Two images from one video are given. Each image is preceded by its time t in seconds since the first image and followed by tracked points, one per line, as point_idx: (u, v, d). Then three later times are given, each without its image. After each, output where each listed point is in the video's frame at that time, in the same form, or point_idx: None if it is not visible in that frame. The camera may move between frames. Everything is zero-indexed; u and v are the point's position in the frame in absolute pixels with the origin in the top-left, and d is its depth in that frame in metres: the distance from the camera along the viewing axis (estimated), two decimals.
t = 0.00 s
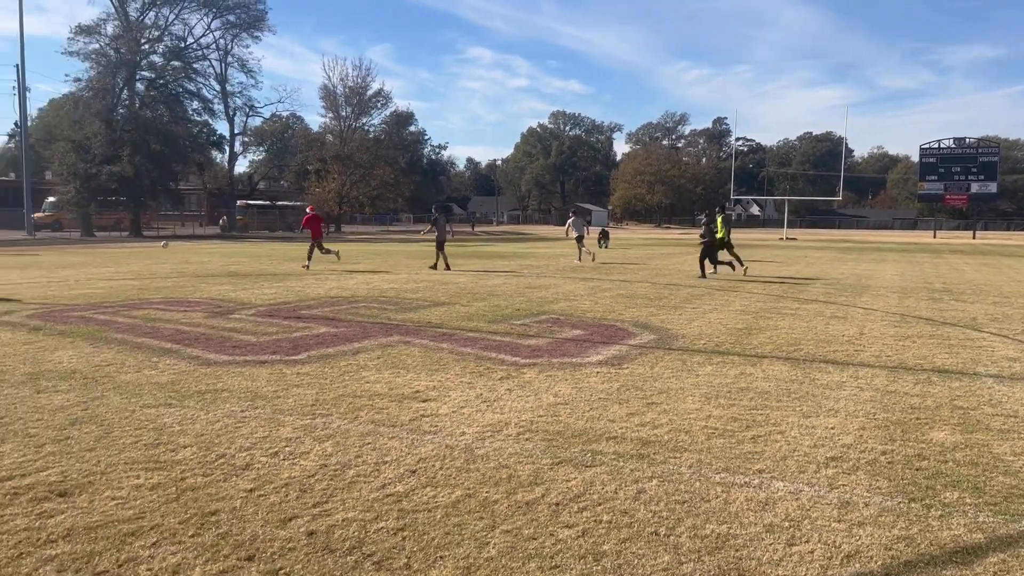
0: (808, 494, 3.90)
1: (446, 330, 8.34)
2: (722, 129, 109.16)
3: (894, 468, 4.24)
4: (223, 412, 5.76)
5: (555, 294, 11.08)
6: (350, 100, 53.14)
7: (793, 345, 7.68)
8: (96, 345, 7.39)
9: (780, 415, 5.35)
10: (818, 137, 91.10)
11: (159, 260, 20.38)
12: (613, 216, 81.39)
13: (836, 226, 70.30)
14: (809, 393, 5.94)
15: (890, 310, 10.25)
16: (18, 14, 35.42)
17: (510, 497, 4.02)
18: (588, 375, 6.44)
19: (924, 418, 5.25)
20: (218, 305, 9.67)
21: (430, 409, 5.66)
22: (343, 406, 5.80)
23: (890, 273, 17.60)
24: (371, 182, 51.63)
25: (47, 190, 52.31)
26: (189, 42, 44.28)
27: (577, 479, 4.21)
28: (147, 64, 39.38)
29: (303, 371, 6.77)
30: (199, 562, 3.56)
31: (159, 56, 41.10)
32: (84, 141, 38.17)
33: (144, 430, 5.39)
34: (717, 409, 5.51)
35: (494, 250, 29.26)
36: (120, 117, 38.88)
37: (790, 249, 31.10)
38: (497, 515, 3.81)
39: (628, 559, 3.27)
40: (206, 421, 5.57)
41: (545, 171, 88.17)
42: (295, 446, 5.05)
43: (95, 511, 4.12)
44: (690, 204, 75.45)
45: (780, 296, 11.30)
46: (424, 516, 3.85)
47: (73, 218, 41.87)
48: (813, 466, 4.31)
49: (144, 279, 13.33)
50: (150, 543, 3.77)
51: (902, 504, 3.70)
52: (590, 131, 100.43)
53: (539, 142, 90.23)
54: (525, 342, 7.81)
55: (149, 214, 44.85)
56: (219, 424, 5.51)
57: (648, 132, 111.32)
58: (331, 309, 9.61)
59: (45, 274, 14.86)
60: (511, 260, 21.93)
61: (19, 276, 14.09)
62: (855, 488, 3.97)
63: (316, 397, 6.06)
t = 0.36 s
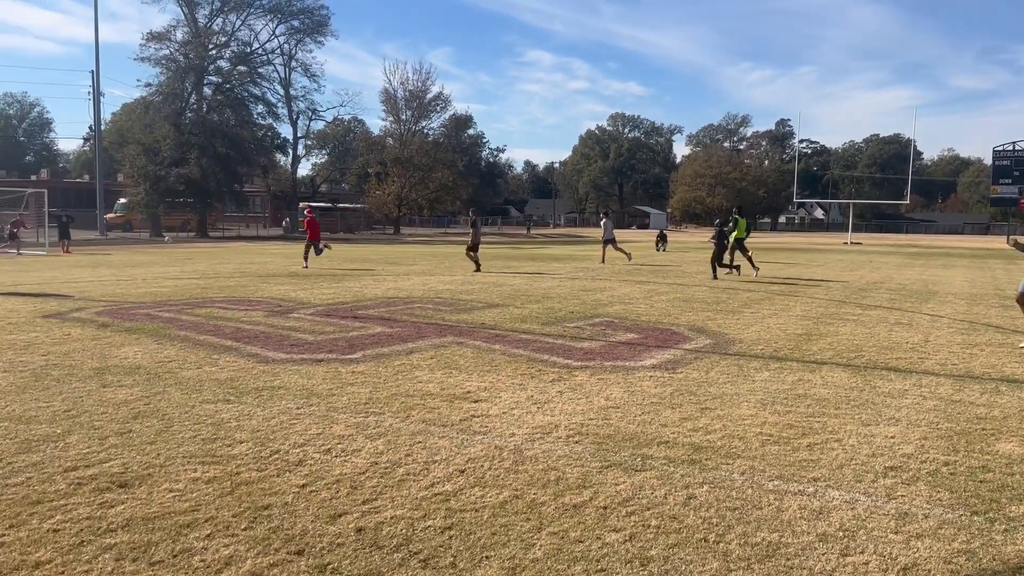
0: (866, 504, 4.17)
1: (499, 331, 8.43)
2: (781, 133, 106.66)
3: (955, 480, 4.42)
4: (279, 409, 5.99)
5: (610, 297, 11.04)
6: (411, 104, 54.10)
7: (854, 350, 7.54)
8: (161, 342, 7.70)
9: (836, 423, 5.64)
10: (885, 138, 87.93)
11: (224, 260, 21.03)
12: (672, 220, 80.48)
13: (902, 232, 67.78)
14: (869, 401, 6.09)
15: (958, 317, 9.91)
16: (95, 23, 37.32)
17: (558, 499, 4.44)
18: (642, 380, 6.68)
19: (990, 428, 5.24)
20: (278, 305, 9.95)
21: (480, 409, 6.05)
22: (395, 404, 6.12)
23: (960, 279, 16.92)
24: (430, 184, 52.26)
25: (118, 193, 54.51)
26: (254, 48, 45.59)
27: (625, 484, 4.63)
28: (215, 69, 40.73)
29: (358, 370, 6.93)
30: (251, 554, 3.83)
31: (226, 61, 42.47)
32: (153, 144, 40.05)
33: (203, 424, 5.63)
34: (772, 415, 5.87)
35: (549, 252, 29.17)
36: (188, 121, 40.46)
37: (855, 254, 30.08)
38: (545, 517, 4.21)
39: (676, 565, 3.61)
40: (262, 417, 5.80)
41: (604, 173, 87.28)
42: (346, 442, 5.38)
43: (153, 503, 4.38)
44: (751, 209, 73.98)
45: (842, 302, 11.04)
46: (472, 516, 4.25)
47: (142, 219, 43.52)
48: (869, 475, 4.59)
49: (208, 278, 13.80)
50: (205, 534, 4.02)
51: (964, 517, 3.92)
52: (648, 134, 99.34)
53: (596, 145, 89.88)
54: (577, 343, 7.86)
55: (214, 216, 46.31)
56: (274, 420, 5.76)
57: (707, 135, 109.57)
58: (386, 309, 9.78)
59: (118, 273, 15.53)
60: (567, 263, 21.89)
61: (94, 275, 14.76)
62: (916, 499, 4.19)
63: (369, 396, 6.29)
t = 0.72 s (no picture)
0: (905, 518, 4.23)
1: (532, 338, 8.41)
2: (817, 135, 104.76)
3: (998, 494, 4.47)
4: (313, 414, 6.05)
5: (644, 304, 10.97)
6: (445, 110, 54.41)
7: (894, 360, 7.38)
8: (200, 346, 7.83)
9: (875, 435, 5.55)
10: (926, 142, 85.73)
11: (261, 265, 21.31)
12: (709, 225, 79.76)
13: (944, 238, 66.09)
14: (909, 413, 5.96)
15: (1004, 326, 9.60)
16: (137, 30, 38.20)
17: (590, 508, 4.42)
18: (676, 389, 6.60)
19: None
20: (314, 310, 10.07)
21: (513, 416, 6.05)
22: (428, 411, 6.14)
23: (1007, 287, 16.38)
24: (465, 190, 52.24)
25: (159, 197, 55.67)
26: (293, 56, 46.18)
27: (658, 495, 4.60)
28: (253, 77, 41.28)
29: (391, 376, 6.97)
30: (285, 559, 3.87)
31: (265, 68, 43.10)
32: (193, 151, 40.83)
33: (238, 429, 5.72)
34: (809, 426, 5.78)
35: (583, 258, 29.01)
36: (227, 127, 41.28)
37: (895, 261, 29.46)
38: (577, 527, 4.21)
39: None
40: (296, 422, 5.86)
41: (638, 178, 86.81)
42: (379, 449, 5.41)
43: (188, 507, 4.46)
44: (789, 215, 72.81)
45: (882, 310, 10.79)
46: (503, 524, 4.24)
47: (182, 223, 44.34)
48: (909, 489, 4.61)
49: (246, 283, 14.01)
50: (240, 539, 4.08)
51: (1006, 533, 3.99)
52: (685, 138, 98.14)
53: (631, 150, 89.44)
54: (611, 351, 7.81)
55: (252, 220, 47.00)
56: (309, 425, 5.82)
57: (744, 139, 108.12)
58: (420, 315, 9.81)
59: (159, 278, 15.84)
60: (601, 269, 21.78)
61: (136, 280, 15.06)
62: (956, 513, 4.26)
63: (402, 402, 6.32)
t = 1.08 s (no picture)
0: (930, 528, 4.17)
1: (551, 345, 8.39)
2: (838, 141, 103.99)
3: None
4: (333, 420, 6.06)
5: (665, 311, 10.92)
6: (465, 117, 54.58)
7: (918, 367, 7.30)
8: (221, 352, 7.88)
9: (899, 444, 5.48)
10: (949, 148, 84.74)
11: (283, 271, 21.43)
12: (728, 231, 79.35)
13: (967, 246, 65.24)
14: (935, 421, 5.88)
15: None
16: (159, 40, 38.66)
17: (612, 516, 4.39)
18: (697, 397, 6.55)
19: None
20: (335, 316, 10.11)
21: (533, 423, 6.03)
22: (448, 417, 6.14)
23: None
24: (485, 198, 52.15)
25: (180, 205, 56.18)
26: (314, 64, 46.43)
27: (680, 503, 4.56)
28: (275, 85, 41.71)
29: (412, 382, 6.98)
30: (307, 566, 3.87)
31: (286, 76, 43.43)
32: (215, 158, 41.14)
33: (261, 435, 5.74)
34: (832, 435, 5.71)
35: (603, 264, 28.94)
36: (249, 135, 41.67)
37: (918, 267, 29.10)
38: (599, 536, 4.18)
39: None
40: (317, 429, 5.88)
41: (659, 185, 86.17)
42: (400, 455, 5.41)
43: (211, 512, 4.47)
44: (810, 222, 72.23)
45: (906, 318, 10.67)
46: (525, 532, 4.22)
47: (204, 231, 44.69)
48: (934, 498, 4.55)
49: (267, 289, 14.08)
50: (262, 545, 4.08)
51: None
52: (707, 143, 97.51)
53: (651, 156, 89.11)
54: (632, 358, 7.78)
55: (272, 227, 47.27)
56: (331, 432, 5.83)
57: (764, 145, 107.42)
58: (440, 321, 9.81)
59: (183, 284, 15.97)
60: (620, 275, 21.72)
61: (160, 286, 15.18)
62: (984, 524, 4.19)
63: (423, 408, 6.32)
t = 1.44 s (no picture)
0: (963, 535, 4.10)
1: (575, 348, 8.37)
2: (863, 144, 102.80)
3: None
4: (359, 423, 6.09)
5: (690, 314, 10.84)
6: (488, 121, 54.76)
7: (948, 372, 7.18)
8: (248, 355, 7.94)
9: (930, 448, 5.39)
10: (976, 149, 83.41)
11: (308, 275, 21.55)
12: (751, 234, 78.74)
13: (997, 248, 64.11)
14: (968, 427, 5.77)
15: None
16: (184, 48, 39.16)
17: (637, 521, 4.36)
18: (724, 401, 6.51)
19: None
20: (360, 320, 10.15)
21: (557, 427, 6.00)
22: (472, 421, 6.14)
23: None
24: (507, 201, 52.37)
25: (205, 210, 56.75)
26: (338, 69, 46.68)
27: (707, 508, 4.52)
28: (301, 90, 42.07)
29: (437, 386, 6.98)
30: (333, 569, 3.87)
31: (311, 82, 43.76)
32: (240, 164, 41.57)
33: (287, 437, 5.77)
34: (862, 439, 5.64)
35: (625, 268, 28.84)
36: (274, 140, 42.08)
37: (948, 270, 28.62)
38: (626, 540, 4.14)
39: None
40: (343, 431, 5.90)
41: (682, 188, 85.63)
42: (424, 458, 5.41)
43: (238, 514, 4.49)
44: (835, 224, 71.44)
45: (936, 321, 10.51)
46: (551, 536, 4.20)
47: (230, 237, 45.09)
48: (967, 505, 4.47)
49: (292, 293, 14.16)
50: (289, 548, 4.10)
51: None
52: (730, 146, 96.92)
53: (674, 159, 88.72)
54: (656, 362, 7.75)
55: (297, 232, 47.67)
56: (357, 435, 5.84)
57: (787, 147, 106.49)
58: (463, 325, 9.82)
59: (210, 287, 16.11)
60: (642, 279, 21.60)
61: (188, 290, 15.33)
62: (1019, 531, 4.11)
63: (448, 411, 6.33)
